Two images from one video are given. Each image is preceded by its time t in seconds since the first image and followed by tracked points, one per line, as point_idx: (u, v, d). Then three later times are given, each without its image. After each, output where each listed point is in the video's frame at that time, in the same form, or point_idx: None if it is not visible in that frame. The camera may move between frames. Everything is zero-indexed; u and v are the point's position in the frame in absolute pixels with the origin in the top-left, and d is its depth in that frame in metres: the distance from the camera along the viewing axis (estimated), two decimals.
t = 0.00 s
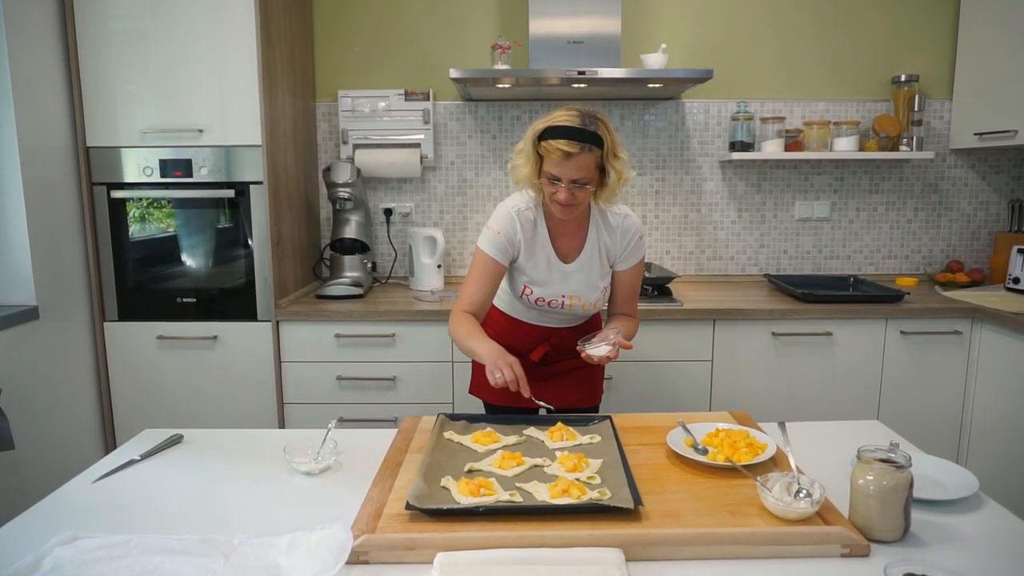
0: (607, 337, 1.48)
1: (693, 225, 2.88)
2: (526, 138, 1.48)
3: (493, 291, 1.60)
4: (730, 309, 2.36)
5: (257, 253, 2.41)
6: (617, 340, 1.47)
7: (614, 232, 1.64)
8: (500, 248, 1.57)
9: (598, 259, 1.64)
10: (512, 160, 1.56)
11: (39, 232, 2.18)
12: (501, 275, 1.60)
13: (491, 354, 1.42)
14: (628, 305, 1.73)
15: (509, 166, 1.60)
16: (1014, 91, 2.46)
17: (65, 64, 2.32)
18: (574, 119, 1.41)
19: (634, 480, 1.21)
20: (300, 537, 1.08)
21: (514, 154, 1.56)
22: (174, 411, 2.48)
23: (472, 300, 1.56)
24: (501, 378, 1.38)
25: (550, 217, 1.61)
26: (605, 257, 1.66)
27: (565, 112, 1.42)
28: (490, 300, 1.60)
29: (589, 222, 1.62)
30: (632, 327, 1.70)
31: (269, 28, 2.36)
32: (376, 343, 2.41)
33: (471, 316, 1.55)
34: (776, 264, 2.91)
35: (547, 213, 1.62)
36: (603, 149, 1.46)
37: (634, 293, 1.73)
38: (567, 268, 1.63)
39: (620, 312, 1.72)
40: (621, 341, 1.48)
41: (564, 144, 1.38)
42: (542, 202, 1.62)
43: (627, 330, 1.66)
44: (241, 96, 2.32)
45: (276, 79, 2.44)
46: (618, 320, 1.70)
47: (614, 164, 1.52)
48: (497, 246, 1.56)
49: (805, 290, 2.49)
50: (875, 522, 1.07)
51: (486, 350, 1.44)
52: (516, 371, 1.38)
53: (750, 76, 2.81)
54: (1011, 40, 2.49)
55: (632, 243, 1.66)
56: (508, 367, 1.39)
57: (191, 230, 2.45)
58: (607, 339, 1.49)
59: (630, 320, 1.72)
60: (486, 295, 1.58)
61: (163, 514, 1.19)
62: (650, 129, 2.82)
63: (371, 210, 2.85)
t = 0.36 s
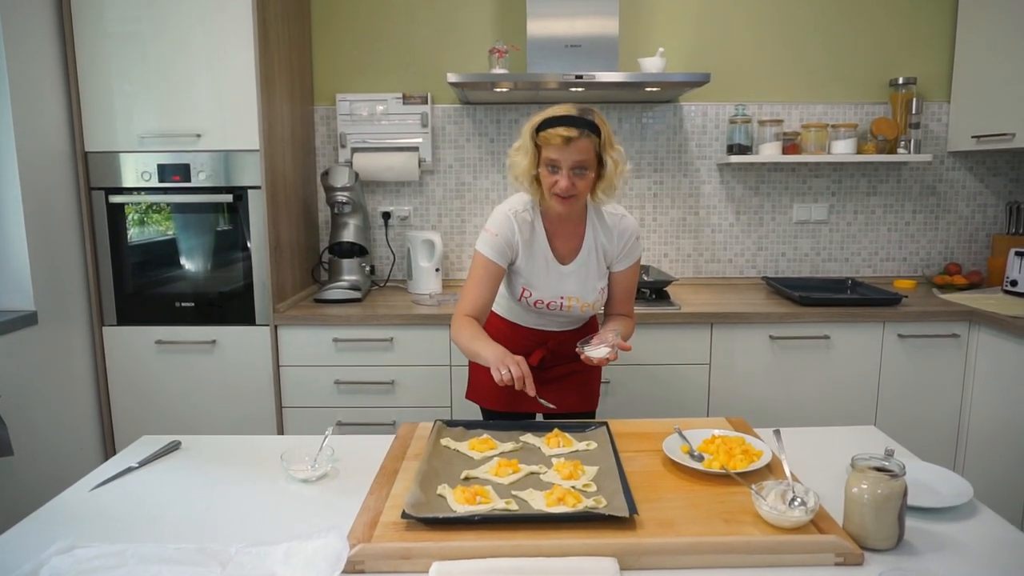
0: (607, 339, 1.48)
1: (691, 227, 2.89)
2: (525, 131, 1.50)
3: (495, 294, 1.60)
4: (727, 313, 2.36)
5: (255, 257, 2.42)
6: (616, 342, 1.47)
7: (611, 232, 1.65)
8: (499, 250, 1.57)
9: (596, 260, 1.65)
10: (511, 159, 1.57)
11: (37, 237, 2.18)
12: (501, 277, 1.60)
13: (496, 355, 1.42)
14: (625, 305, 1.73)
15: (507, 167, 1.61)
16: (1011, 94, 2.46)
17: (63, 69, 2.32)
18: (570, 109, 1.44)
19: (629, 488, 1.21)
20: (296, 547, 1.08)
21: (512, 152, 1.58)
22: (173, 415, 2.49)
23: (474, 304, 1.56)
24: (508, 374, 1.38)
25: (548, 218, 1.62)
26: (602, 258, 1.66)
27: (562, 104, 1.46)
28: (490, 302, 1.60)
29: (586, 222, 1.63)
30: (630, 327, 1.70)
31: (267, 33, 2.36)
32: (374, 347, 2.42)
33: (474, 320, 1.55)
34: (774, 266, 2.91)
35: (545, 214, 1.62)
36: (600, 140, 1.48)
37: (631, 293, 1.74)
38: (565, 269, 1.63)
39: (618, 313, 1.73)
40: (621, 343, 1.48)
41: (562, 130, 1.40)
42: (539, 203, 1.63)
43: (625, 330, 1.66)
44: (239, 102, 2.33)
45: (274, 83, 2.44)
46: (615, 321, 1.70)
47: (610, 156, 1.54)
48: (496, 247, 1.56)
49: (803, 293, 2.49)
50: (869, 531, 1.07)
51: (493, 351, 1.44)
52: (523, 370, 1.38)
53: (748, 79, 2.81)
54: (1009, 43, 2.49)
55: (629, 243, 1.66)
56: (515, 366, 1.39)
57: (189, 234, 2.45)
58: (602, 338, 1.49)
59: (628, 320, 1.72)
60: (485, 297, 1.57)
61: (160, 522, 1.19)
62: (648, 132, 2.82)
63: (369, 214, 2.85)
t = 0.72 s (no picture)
0: (598, 353, 1.46)
1: (690, 230, 2.89)
2: (513, 135, 1.57)
3: (494, 306, 1.60)
4: (726, 316, 2.36)
5: (254, 258, 2.41)
6: (607, 357, 1.44)
7: (605, 239, 1.64)
8: (493, 262, 1.58)
9: (590, 268, 1.64)
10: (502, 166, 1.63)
11: (35, 240, 2.18)
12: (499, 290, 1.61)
13: (485, 370, 1.43)
14: (621, 313, 1.71)
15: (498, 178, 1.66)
16: (1011, 98, 2.46)
17: (61, 72, 2.32)
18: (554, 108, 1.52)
19: (625, 495, 1.21)
20: (293, 554, 1.08)
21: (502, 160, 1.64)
22: (172, 418, 2.49)
23: (472, 319, 1.57)
24: (490, 390, 1.37)
25: (541, 224, 1.64)
26: (597, 265, 1.65)
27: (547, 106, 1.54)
28: (490, 316, 1.61)
29: (579, 228, 1.64)
30: (624, 337, 1.68)
31: (265, 35, 2.36)
32: (372, 350, 2.42)
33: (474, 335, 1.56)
34: (773, 269, 2.91)
35: (538, 221, 1.64)
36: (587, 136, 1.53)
37: (627, 301, 1.71)
38: (559, 278, 1.63)
39: (613, 321, 1.71)
40: (612, 357, 1.46)
41: (548, 121, 1.46)
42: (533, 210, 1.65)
43: (617, 340, 1.64)
44: (238, 104, 2.33)
45: (273, 85, 2.44)
46: (609, 329, 1.69)
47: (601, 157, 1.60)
48: (489, 258, 1.58)
49: (801, 297, 2.49)
50: (865, 540, 1.07)
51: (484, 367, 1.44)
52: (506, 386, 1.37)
53: (747, 81, 2.81)
54: (1008, 46, 2.48)
55: (624, 250, 1.65)
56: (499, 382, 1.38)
57: (188, 236, 2.45)
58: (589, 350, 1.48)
59: (623, 329, 1.70)
60: (485, 312, 1.59)
61: (156, 529, 1.19)
62: (647, 135, 2.82)
63: (368, 216, 2.85)
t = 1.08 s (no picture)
0: (587, 338, 1.49)
1: (690, 232, 2.89)
2: (512, 100, 1.61)
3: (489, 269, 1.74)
4: (725, 319, 2.37)
5: (255, 261, 2.42)
6: (595, 341, 1.48)
7: (597, 208, 1.68)
8: (482, 229, 1.69)
9: (581, 233, 1.66)
10: (500, 133, 1.66)
11: (37, 244, 2.19)
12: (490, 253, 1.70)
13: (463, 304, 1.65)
14: (616, 291, 1.72)
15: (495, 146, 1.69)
16: (1010, 101, 2.47)
17: (63, 76, 2.32)
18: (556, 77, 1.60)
19: (625, 500, 1.21)
20: (295, 560, 1.09)
21: (499, 127, 1.67)
22: (173, 421, 2.50)
23: (467, 279, 1.71)
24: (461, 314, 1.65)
25: (533, 195, 1.70)
26: (589, 233, 1.67)
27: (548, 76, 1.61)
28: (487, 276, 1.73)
29: (572, 198, 1.69)
30: (619, 315, 1.70)
31: (266, 40, 2.36)
32: (373, 353, 2.42)
33: (469, 292, 1.69)
34: (772, 271, 2.92)
35: (531, 193, 1.70)
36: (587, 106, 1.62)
37: (622, 278, 1.72)
38: (550, 241, 1.66)
39: (608, 300, 1.72)
40: (600, 342, 1.49)
41: (557, 89, 1.54)
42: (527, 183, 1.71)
43: (611, 320, 1.66)
44: (238, 108, 2.33)
45: (274, 89, 2.45)
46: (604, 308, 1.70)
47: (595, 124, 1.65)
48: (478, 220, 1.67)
49: (801, 299, 2.50)
50: (864, 546, 1.08)
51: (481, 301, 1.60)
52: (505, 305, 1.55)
53: (747, 84, 2.82)
54: (1007, 49, 2.49)
55: (615, 219, 1.67)
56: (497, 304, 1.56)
57: (189, 239, 2.46)
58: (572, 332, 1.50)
59: (617, 307, 1.72)
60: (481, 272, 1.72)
61: (159, 534, 1.20)
62: (647, 138, 2.83)
63: (368, 219, 2.86)
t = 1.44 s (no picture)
0: (583, 319, 1.44)
1: (689, 236, 2.90)
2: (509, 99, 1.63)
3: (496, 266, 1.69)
4: (725, 323, 2.38)
5: (256, 265, 2.43)
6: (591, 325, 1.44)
7: (595, 203, 1.69)
8: (484, 222, 1.64)
9: (582, 225, 1.66)
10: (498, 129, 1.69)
11: (39, 249, 2.20)
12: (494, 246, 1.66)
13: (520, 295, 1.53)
14: (613, 285, 1.70)
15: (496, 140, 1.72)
16: (1009, 106, 2.47)
17: (65, 81, 2.33)
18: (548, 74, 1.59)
19: (625, 507, 1.22)
20: (297, 567, 1.10)
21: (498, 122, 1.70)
22: (175, 424, 2.51)
23: (477, 277, 1.65)
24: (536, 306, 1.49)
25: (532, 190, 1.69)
26: (589, 225, 1.67)
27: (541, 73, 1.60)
28: (494, 270, 1.68)
29: (569, 194, 1.70)
30: (616, 306, 1.67)
31: (267, 44, 2.37)
32: (374, 356, 2.43)
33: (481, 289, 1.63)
34: (772, 275, 2.92)
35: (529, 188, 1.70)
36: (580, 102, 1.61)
37: (619, 272, 1.71)
38: (551, 234, 1.65)
39: (605, 293, 1.70)
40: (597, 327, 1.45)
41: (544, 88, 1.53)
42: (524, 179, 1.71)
43: (607, 311, 1.63)
44: (240, 113, 2.34)
45: (275, 93, 2.46)
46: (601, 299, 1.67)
47: (590, 123, 1.66)
48: (481, 213, 1.64)
49: (800, 303, 2.51)
50: (861, 553, 1.09)
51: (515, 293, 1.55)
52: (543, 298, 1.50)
53: (747, 88, 2.83)
54: (1006, 55, 2.50)
55: (614, 212, 1.68)
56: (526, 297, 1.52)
57: (190, 242, 2.47)
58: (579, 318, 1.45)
59: (614, 300, 1.69)
60: (487, 267, 1.66)
61: (163, 540, 1.21)
62: (647, 142, 2.84)
63: (369, 222, 2.87)
